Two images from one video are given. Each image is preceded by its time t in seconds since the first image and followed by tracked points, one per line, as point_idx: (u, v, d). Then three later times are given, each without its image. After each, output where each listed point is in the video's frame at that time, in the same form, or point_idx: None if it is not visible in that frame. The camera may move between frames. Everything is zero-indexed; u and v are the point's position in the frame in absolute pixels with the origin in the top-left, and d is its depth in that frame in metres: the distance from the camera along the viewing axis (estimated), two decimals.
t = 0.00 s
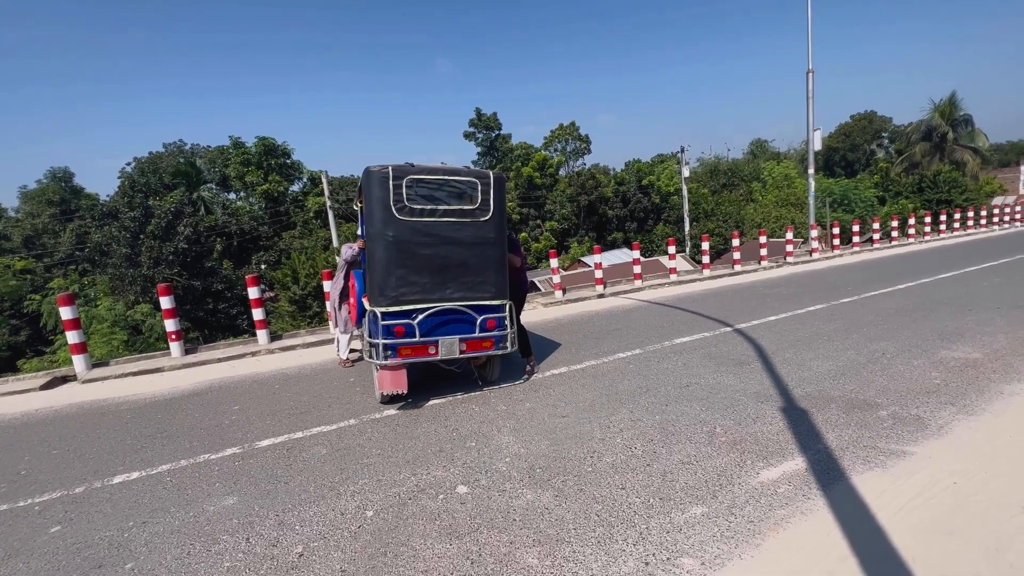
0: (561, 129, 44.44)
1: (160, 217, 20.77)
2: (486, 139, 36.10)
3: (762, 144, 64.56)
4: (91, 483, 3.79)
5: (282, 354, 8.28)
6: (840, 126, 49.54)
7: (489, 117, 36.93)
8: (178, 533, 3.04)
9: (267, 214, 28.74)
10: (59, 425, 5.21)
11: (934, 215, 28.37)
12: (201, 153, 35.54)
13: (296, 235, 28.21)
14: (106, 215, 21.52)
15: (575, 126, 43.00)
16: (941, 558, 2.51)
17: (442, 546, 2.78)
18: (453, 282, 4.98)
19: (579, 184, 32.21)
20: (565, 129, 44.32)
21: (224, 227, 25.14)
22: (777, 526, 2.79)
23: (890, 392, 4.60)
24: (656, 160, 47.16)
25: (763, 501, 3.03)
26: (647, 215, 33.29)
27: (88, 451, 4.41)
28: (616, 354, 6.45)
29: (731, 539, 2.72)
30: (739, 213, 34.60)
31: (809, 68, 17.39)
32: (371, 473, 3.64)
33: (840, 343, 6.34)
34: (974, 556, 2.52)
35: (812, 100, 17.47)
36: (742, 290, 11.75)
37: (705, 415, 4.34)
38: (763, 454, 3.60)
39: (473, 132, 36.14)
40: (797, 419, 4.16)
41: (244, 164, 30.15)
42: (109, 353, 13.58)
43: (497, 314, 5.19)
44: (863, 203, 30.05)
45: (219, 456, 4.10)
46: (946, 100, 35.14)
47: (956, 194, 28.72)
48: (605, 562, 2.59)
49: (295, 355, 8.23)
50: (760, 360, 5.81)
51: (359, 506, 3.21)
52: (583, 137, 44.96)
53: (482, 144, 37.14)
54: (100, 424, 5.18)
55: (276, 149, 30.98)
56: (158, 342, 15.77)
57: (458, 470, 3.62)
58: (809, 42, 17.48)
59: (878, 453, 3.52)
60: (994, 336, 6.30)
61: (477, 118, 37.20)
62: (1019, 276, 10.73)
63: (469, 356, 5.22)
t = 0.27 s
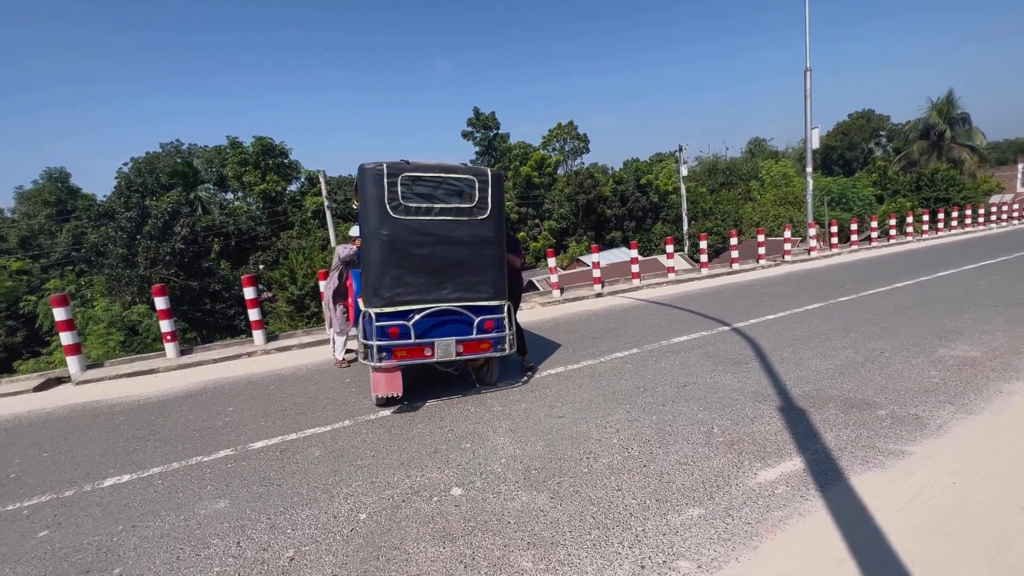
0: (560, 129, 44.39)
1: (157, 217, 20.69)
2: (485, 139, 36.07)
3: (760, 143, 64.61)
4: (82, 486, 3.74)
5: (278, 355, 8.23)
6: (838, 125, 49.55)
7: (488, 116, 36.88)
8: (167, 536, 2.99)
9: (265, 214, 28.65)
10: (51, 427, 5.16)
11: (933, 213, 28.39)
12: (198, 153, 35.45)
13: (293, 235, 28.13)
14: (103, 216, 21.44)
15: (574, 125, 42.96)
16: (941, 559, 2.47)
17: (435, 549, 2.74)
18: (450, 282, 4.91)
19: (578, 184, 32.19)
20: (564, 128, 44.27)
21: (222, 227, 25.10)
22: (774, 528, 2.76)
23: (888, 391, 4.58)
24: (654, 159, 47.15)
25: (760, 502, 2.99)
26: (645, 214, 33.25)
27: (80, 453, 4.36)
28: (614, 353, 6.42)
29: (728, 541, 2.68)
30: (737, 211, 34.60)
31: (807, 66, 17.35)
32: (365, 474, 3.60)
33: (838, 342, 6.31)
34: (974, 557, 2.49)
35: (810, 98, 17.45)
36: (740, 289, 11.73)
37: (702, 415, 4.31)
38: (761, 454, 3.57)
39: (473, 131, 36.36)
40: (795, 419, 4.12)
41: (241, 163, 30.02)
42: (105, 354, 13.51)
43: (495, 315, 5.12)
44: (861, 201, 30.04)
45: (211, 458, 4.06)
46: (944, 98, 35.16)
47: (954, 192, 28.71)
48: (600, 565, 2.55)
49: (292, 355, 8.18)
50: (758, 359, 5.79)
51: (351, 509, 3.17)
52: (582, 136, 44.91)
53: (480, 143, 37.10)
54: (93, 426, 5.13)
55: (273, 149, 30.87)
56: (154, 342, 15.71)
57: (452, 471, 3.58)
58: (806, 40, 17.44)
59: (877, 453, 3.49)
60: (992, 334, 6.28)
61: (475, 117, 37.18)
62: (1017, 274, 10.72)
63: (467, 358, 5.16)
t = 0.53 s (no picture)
0: (559, 127, 44.29)
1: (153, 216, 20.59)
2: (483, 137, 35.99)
3: (759, 141, 64.58)
4: (65, 489, 3.67)
5: (272, 355, 8.17)
6: (838, 123, 49.47)
7: (487, 114, 36.80)
8: (149, 542, 2.93)
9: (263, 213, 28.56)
10: (38, 428, 5.09)
11: (931, 211, 28.35)
12: (196, 151, 35.33)
13: (291, 233, 28.04)
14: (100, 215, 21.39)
15: (572, 123, 42.86)
16: (937, 563, 2.42)
17: (421, 555, 2.67)
18: (443, 282, 4.65)
19: (577, 182, 32.12)
20: (563, 126, 44.18)
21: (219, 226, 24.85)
22: (768, 532, 2.70)
23: (886, 391, 4.51)
24: (654, 157, 47.11)
25: (754, 506, 2.94)
26: (644, 213, 33.19)
27: (66, 455, 4.30)
28: (609, 353, 6.34)
29: (721, 546, 2.62)
30: (736, 210, 34.57)
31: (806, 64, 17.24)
32: (353, 477, 3.54)
33: (836, 341, 6.24)
34: (972, 561, 2.43)
35: (809, 96, 17.36)
36: (737, 287, 11.66)
37: (697, 415, 4.24)
38: (756, 456, 3.51)
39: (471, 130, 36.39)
40: (791, 420, 4.05)
41: (239, 162, 29.90)
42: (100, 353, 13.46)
43: (490, 316, 4.85)
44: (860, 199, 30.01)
45: (198, 459, 4.00)
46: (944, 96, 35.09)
47: (953, 190, 28.66)
48: (590, 572, 2.49)
49: (286, 355, 8.12)
50: (755, 358, 5.72)
51: (338, 512, 3.11)
52: (581, 134, 44.82)
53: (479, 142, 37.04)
54: (81, 427, 5.06)
55: (271, 148, 30.75)
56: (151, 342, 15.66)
57: (442, 473, 3.52)
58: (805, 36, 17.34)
59: (874, 454, 3.43)
60: (990, 333, 6.22)
61: (474, 115, 37.11)
62: (1016, 272, 10.67)
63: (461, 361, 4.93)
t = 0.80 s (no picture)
0: (561, 124, 44.17)
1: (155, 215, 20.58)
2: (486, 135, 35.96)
3: (763, 138, 64.33)
4: (55, 490, 3.65)
5: (269, 354, 8.15)
6: (842, 120, 49.16)
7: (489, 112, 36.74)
8: (136, 544, 2.90)
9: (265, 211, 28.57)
10: (32, 428, 5.07)
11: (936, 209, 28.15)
12: (198, 149, 35.38)
13: (293, 232, 28.04)
14: (102, 213, 21.42)
15: (575, 121, 42.75)
16: (936, 572, 2.36)
17: (409, 560, 2.63)
18: (438, 283, 4.40)
19: (578, 180, 32.04)
20: (565, 124, 44.06)
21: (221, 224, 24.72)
22: (763, 537, 2.65)
23: (886, 393, 4.45)
24: (656, 155, 46.96)
25: (750, 510, 2.88)
26: (646, 211, 33.08)
27: (59, 456, 4.28)
28: (607, 353, 6.29)
29: (715, 552, 2.57)
30: (738, 208, 34.42)
31: (809, 61, 17.11)
32: (345, 479, 3.50)
33: (836, 341, 6.16)
34: (971, 568, 2.38)
35: (812, 93, 17.22)
36: (738, 286, 11.59)
37: (693, 417, 4.19)
38: (752, 459, 3.45)
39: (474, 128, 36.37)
40: (789, 421, 4.00)
41: (241, 161, 29.92)
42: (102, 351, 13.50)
43: (488, 319, 4.55)
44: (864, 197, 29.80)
45: (190, 460, 3.97)
46: (949, 92, 34.77)
47: (958, 188, 28.43)
48: None
49: (284, 354, 8.10)
50: (754, 358, 5.66)
51: (327, 515, 3.07)
52: (583, 132, 44.68)
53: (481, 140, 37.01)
54: (75, 427, 5.04)
55: (272, 146, 30.73)
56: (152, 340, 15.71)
57: (434, 476, 3.48)
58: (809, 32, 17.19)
59: (873, 458, 3.37)
60: (994, 333, 6.14)
61: (476, 113, 37.06)
62: (1020, 271, 10.58)
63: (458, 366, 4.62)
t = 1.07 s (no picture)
0: (567, 122, 44.07)
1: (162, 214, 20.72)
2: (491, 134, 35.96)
3: (770, 136, 63.81)
4: (57, 489, 3.67)
5: (273, 352, 8.19)
6: (851, 117, 48.67)
7: (495, 111, 36.83)
8: (134, 544, 2.91)
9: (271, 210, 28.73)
10: (37, 426, 5.11)
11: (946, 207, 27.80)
12: (206, 148, 35.62)
13: (299, 230, 28.17)
14: (110, 212, 21.61)
15: (581, 119, 42.61)
16: None
17: (404, 562, 2.63)
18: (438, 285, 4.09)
19: (584, 178, 31.96)
20: (571, 122, 43.97)
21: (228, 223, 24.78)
22: (762, 542, 2.61)
23: (891, 395, 4.38)
24: (662, 153, 46.76)
25: (749, 514, 2.84)
26: (652, 209, 32.95)
27: (62, 454, 4.32)
28: (608, 353, 6.26)
29: (712, 557, 2.54)
30: (745, 206, 34.19)
31: (818, 57, 16.88)
32: (342, 480, 3.49)
33: (841, 342, 6.08)
34: None
35: (820, 90, 17.04)
36: (743, 285, 11.51)
37: (694, 419, 4.14)
38: (753, 462, 3.40)
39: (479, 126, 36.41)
40: (791, 423, 3.96)
41: (247, 160, 30.07)
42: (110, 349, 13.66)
43: (489, 322, 4.23)
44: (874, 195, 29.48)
45: (190, 460, 3.98)
46: (961, 88, 34.29)
47: (969, 185, 28.04)
48: None
49: (287, 353, 8.12)
50: (757, 360, 5.59)
51: (324, 516, 3.07)
52: (589, 130, 44.56)
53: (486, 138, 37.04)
54: (79, 425, 5.07)
55: (279, 145, 30.84)
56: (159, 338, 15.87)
57: (431, 478, 3.45)
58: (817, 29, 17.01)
59: (875, 462, 3.32)
60: (1003, 334, 6.03)
61: (481, 111, 37.09)
62: None
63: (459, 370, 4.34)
